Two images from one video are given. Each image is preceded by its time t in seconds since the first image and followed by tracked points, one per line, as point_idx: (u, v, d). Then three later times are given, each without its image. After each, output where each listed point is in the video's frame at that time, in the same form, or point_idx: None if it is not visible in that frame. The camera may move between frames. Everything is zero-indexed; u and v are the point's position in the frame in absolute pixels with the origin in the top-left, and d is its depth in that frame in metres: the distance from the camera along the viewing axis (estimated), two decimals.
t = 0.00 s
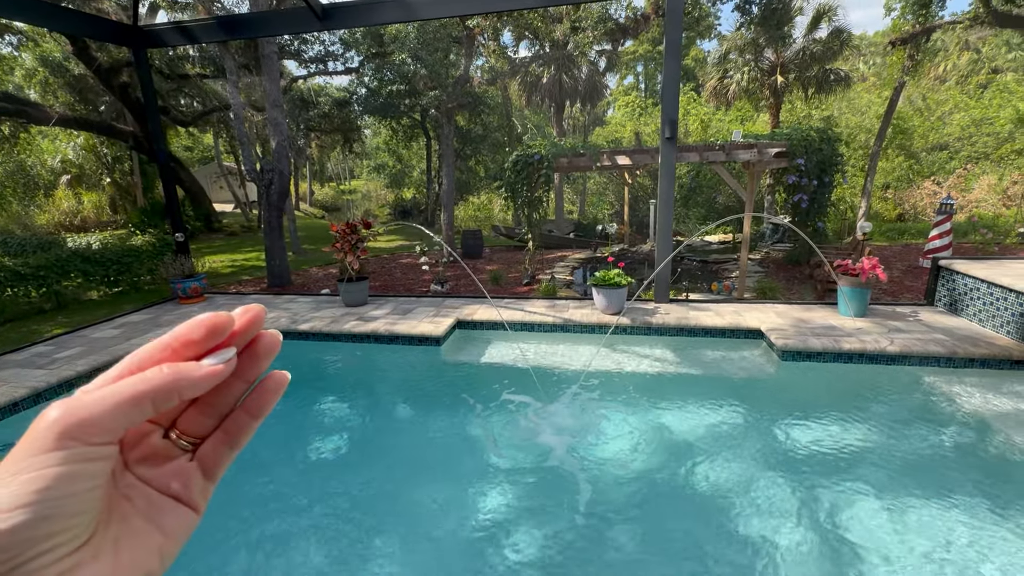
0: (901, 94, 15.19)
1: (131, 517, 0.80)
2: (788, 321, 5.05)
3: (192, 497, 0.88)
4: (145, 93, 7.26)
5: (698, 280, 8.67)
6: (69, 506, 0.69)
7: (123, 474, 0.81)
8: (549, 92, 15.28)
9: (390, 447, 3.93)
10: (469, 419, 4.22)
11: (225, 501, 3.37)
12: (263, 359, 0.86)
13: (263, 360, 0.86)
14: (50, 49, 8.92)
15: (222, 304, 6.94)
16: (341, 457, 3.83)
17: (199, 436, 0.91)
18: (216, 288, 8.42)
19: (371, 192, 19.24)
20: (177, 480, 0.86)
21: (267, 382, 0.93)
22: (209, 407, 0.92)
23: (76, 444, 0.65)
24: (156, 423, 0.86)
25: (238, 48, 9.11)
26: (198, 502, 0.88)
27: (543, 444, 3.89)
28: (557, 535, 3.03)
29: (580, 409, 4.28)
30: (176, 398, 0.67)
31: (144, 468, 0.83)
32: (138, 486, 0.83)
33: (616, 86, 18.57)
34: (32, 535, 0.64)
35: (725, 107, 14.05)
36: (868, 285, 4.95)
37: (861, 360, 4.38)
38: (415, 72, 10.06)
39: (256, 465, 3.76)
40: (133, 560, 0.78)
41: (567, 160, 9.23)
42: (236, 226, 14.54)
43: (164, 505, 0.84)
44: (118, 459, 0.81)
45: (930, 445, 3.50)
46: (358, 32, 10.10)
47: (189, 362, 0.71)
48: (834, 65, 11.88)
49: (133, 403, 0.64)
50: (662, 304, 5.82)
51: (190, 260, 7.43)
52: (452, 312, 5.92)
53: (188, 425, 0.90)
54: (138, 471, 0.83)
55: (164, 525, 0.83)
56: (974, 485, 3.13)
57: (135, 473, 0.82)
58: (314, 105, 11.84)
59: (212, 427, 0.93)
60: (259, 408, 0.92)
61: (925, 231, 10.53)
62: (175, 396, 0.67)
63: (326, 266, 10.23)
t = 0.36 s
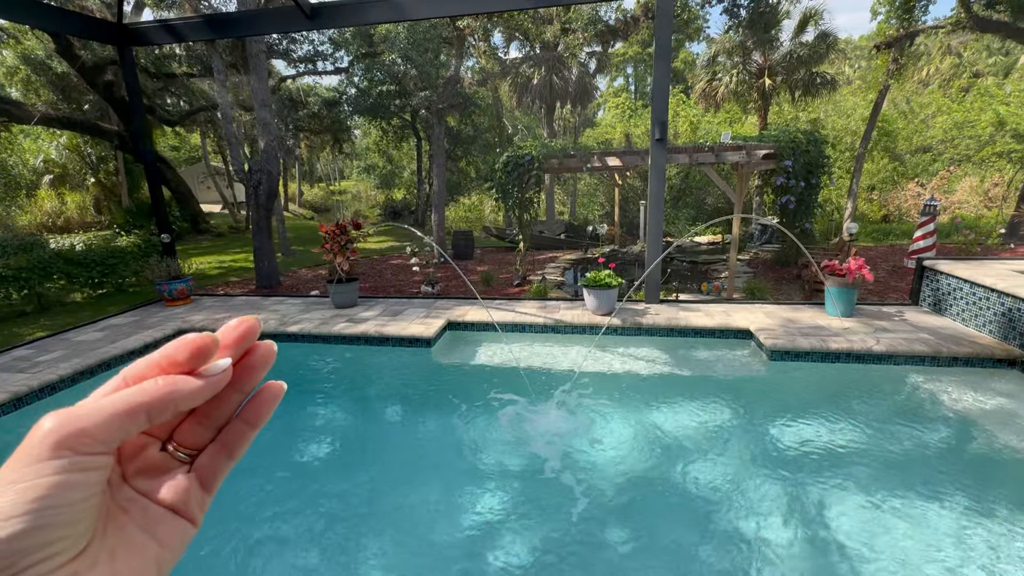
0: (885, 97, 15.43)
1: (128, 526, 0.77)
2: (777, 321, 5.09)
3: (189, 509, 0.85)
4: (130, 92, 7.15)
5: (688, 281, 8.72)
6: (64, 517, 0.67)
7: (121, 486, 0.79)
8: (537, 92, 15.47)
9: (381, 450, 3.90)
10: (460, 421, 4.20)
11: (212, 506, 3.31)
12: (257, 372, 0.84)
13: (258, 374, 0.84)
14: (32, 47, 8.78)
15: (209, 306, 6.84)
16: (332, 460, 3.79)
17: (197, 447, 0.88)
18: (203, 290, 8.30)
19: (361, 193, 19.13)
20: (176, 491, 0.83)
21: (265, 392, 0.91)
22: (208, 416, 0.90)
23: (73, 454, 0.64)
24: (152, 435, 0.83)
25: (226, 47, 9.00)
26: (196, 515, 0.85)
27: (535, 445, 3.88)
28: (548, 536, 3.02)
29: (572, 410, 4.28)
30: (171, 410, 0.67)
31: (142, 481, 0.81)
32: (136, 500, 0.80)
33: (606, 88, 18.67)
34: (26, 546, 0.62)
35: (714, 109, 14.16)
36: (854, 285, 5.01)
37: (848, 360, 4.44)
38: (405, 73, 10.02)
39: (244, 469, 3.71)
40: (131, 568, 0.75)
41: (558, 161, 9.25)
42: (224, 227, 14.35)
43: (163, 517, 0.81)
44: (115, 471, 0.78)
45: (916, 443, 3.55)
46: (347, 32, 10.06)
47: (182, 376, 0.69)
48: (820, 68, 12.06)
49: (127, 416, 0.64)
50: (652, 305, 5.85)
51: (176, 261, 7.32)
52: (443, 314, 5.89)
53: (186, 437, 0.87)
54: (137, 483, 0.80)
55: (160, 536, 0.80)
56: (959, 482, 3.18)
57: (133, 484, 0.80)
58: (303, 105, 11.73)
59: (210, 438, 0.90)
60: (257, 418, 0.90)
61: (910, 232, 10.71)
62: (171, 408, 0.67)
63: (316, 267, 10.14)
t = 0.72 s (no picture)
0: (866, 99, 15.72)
1: (70, 511, 0.72)
2: (763, 320, 5.15)
3: (144, 490, 0.80)
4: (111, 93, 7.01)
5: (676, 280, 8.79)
6: None
7: (68, 466, 0.73)
8: (526, 93, 15.59)
9: (370, 453, 3.87)
10: (449, 423, 4.18)
11: (198, 513, 3.25)
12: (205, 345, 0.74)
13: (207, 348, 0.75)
14: (9, 47, 8.58)
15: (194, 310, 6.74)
16: (320, 464, 3.75)
17: (148, 428, 0.80)
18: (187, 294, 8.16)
19: (349, 194, 19.02)
20: (126, 473, 0.78)
21: (222, 369, 0.80)
22: (158, 396, 0.80)
23: None
24: (101, 409, 0.77)
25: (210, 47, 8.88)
26: (151, 497, 0.80)
27: (526, 446, 3.88)
28: (537, 538, 3.01)
29: (561, 411, 4.28)
30: (105, 382, 0.59)
31: (89, 461, 0.75)
32: (83, 481, 0.75)
33: (594, 89, 18.78)
34: None
35: (701, 110, 14.29)
36: (838, 283, 5.09)
37: (832, 357, 4.50)
38: (393, 74, 10.00)
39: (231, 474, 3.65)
40: (66, 555, 0.70)
41: (546, 162, 9.27)
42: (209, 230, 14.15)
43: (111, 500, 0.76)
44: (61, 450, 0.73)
45: (899, 438, 3.61)
46: (334, 32, 10.04)
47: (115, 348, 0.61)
48: (804, 70, 12.22)
49: (54, 390, 0.57)
50: (640, 305, 5.88)
51: (159, 265, 7.20)
52: (432, 315, 5.87)
53: (136, 416, 0.79)
54: (83, 464, 0.75)
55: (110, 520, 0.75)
56: (941, 476, 3.24)
57: (80, 465, 0.74)
58: (290, 106, 11.61)
59: (159, 420, 0.81)
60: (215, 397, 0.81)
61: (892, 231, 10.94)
62: (103, 381, 0.59)
63: (303, 270, 10.04)
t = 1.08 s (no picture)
0: (838, 101, 16.15)
1: (87, 510, 0.74)
2: (742, 318, 5.24)
3: (158, 484, 0.81)
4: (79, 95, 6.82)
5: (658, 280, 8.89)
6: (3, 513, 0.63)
7: (84, 461, 0.75)
8: (507, 96, 15.67)
9: (353, 460, 3.82)
10: (434, 427, 4.16)
11: (176, 525, 3.17)
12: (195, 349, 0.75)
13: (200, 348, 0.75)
14: None
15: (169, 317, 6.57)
16: (302, 471, 3.70)
17: (156, 419, 0.81)
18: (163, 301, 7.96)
19: (330, 198, 18.80)
20: (138, 464, 0.79)
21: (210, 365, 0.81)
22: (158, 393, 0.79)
23: None
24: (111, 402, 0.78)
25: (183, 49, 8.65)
26: (168, 490, 0.82)
27: (510, 448, 3.89)
28: (522, 540, 3.02)
29: (545, 412, 4.30)
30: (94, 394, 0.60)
31: (103, 454, 0.76)
32: (100, 475, 0.76)
33: (574, 92, 18.93)
34: None
35: (679, 113, 14.50)
36: (812, 281, 5.21)
37: (808, 354, 4.61)
38: (373, 76, 9.94)
39: (211, 484, 3.57)
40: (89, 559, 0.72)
41: (528, 164, 9.31)
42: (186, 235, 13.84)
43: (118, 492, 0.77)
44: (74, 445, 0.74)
45: (874, 431, 3.70)
46: (312, 34, 9.97)
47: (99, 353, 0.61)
48: (779, 73, 12.49)
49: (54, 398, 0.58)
50: (622, 305, 5.94)
51: (132, 272, 7.02)
52: (414, 319, 5.83)
53: (145, 409, 0.80)
54: (99, 457, 0.76)
55: (124, 516, 0.77)
56: (913, 466, 3.33)
57: (95, 458, 0.76)
58: (267, 109, 11.43)
59: (166, 411, 0.81)
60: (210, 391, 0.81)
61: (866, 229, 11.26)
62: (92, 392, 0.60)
63: (284, 275, 9.89)
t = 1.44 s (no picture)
0: (801, 104, 16.72)
1: None
2: (713, 315, 5.37)
3: None
4: (32, 99, 6.55)
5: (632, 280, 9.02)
6: None
7: None
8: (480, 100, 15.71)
9: (331, 469, 3.76)
10: (413, 433, 4.13)
11: (146, 543, 3.06)
12: None
13: None
14: None
15: (134, 329, 6.35)
16: (279, 483, 3.62)
17: None
18: (128, 312, 7.68)
19: (302, 204, 18.45)
20: None
21: None
22: None
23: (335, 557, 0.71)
24: None
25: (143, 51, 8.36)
26: None
27: (490, 450, 3.89)
28: (501, 543, 3.01)
29: (525, 413, 4.31)
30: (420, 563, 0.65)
31: None
32: None
33: (547, 95, 19.11)
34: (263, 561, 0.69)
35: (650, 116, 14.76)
36: (779, 278, 5.37)
37: (778, 348, 4.74)
38: (343, 80, 9.83)
39: (182, 500, 3.46)
40: None
41: (502, 168, 9.34)
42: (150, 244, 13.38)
43: None
44: None
45: (842, 420, 3.84)
46: (279, 37, 9.69)
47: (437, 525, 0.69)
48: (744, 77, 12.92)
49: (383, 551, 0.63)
50: (598, 305, 6.01)
51: (93, 282, 6.75)
52: (390, 324, 5.78)
53: None
54: None
55: None
56: (878, 452, 3.46)
57: None
58: (234, 113, 11.16)
59: None
60: None
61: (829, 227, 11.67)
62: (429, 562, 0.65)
63: (256, 283, 9.66)
